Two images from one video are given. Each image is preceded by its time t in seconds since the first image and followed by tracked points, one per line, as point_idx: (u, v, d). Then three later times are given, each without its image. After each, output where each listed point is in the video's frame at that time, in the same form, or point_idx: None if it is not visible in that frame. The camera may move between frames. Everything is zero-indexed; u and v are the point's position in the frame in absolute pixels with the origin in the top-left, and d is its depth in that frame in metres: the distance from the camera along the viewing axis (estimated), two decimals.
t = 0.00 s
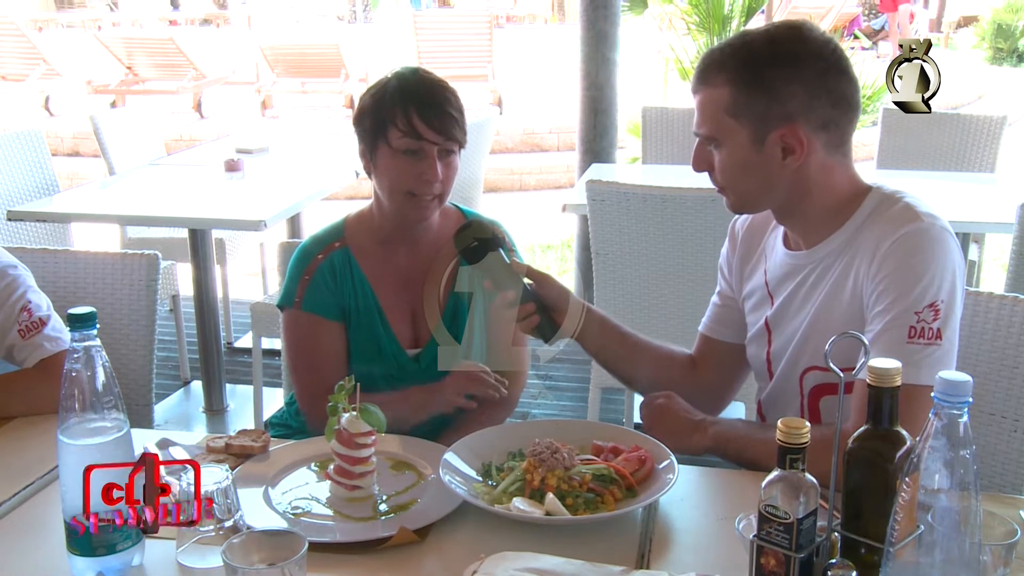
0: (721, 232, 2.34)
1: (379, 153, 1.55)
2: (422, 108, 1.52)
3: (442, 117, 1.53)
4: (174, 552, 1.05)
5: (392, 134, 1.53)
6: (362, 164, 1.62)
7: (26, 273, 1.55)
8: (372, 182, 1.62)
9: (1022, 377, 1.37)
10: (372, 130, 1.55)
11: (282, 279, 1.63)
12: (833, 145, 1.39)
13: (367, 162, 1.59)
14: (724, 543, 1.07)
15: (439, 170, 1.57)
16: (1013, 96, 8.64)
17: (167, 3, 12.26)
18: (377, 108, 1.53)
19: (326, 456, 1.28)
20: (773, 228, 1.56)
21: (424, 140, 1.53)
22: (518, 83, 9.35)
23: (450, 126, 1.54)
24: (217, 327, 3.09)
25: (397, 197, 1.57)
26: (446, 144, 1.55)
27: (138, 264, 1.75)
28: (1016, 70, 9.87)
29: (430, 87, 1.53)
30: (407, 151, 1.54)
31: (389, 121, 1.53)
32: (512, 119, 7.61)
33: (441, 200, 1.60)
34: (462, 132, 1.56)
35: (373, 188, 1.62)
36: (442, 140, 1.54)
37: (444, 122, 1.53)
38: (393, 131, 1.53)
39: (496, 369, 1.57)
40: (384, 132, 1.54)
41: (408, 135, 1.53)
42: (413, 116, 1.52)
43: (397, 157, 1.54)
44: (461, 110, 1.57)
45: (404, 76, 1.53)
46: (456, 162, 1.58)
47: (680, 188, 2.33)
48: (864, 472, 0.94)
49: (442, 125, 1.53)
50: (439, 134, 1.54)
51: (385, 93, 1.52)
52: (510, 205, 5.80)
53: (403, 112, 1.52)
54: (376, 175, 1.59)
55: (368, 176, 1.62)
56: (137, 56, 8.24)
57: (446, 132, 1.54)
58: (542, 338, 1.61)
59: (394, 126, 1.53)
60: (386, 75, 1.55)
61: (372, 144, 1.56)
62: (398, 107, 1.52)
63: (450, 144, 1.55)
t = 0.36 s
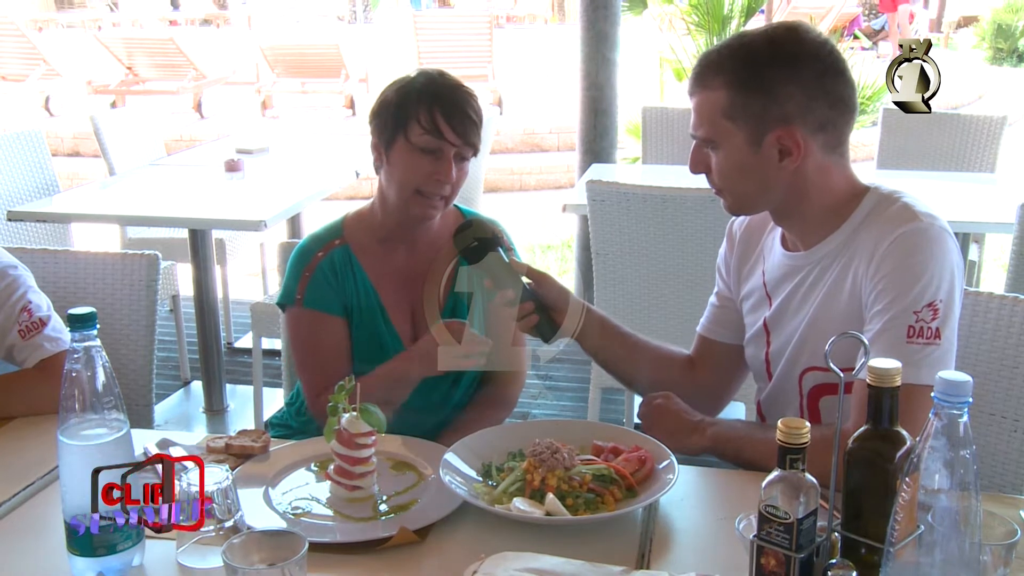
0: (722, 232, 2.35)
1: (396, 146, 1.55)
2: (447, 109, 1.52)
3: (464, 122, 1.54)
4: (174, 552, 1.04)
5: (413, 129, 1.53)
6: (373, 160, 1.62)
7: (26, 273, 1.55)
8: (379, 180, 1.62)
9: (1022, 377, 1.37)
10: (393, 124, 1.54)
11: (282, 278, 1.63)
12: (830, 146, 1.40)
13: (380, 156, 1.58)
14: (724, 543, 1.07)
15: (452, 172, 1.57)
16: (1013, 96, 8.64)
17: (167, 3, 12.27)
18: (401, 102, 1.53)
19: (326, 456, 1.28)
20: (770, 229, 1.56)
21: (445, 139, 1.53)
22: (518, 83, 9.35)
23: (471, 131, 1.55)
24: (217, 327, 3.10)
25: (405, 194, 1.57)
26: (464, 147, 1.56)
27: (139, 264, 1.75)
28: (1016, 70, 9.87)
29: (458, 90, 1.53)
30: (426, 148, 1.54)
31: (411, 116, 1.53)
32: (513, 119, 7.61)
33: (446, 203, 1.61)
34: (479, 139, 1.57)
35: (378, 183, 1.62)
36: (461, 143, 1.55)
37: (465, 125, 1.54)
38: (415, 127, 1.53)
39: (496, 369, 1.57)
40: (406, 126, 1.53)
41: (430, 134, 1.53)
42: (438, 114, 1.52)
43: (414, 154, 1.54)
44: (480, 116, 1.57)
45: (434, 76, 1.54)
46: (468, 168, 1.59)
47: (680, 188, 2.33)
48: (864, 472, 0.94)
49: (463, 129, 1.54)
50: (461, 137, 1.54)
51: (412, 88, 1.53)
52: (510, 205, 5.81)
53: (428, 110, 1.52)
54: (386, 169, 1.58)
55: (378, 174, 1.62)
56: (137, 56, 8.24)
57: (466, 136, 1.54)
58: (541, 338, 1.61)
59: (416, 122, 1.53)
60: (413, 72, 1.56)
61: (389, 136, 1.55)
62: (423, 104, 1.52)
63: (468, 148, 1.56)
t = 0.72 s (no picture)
0: (721, 232, 2.35)
1: (398, 148, 1.56)
2: (445, 108, 1.53)
3: (465, 121, 1.54)
4: (171, 553, 1.05)
5: (413, 131, 1.54)
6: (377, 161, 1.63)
7: (26, 273, 1.55)
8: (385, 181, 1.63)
9: (1021, 376, 1.37)
10: (394, 125, 1.55)
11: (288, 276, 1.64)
12: (822, 152, 1.40)
13: (383, 157, 1.59)
14: (724, 543, 1.07)
15: (454, 171, 1.57)
16: (1013, 96, 8.65)
17: (167, 3, 12.27)
18: (401, 104, 1.54)
19: (326, 457, 1.28)
20: (768, 232, 1.56)
21: (445, 139, 1.54)
22: (518, 83, 9.35)
23: (471, 129, 1.55)
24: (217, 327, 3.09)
25: (409, 195, 1.58)
26: (465, 147, 1.56)
27: (138, 264, 1.75)
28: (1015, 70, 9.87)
29: (457, 88, 1.54)
30: (426, 149, 1.54)
31: (410, 118, 1.53)
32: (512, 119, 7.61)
33: (454, 200, 1.60)
34: (481, 138, 1.57)
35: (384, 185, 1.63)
36: (463, 142, 1.55)
37: (466, 124, 1.54)
38: (414, 128, 1.54)
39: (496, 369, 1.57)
40: (406, 129, 1.54)
41: (429, 134, 1.53)
42: (436, 114, 1.53)
43: (415, 155, 1.55)
44: (482, 115, 1.58)
45: (434, 75, 1.54)
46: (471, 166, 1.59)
47: (680, 188, 2.34)
48: (864, 472, 0.94)
49: (463, 128, 1.54)
50: (461, 137, 1.55)
51: (411, 89, 1.53)
52: (510, 205, 5.81)
53: (426, 110, 1.53)
54: (390, 171, 1.59)
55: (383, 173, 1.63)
56: (136, 56, 8.24)
57: (467, 135, 1.55)
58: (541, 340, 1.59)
59: (415, 123, 1.54)
60: (412, 73, 1.56)
61: (391, 138, 1.56)
62: (421, 105, 1.53)
63: (469, 147, 1.56)
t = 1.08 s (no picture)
0: (721, 232, 2.35)
1: (393, 153, 1.56)
2: (433, 109, 1.52)
3: (454, 118, 1.53)
4: (170, 553, 1.05)
5: (404, 135, 1.54)
6: (377, 163, 1.63)
7: (26, 273, 1.55)
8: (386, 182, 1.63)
9: (1021, 376, 1.37)
10: (386, 129, 1.55)
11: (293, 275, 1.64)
12: (819, 151, 1.39)
13: (382, 162, 1.60)
14: (723, 542, 1.07)
15: (450, 170, 1.57)
16: (1013, 96, 8.65)
17: (167, 3, 12.27)
18: (390, 107, 1.54)
19: (326, 457, 1.28)
20: (768, 232, 1.56)
21: (436, 140, 1.53)
22: (517, 83, 9.36)
23: (462, 126, 1.54)
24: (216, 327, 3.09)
25: (410, 195, 1.58)
26: (457, 144, 1.55)
27: (137, 264, 1.75)
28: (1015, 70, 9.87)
29: (444, 87, 1.52)
30: (418, 152, 1.54)
31: (401, 123, 1.54)
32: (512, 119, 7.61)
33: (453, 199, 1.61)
34: (475, 133, 1.56)
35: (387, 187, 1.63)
36: (453, 141, 1.54)
37: (456, 122, 1.53)
38: (405, 132, 1.54)
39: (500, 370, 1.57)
40: (397, 134, 1.54)
41: (419, 137, 1.53)
42: (424, 117, 1.52)
43: (409, 158, 1.55)
44: (474, 112, 1.56)
45: (418, 75, 1.53)
46: (468, 162, 1.58)
47: (678, 188, 2.34)
48: (863, 472, 0.94)
49: (453, 126, 1.53)
50: (452, 136, 1.54)
51: (399, 93, 1.53)
52: (510, 205, 5.81)
53: (414, 113, 1.52)
54: (389, 174, 1.60)
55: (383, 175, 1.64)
56: (136, 56, 8.24)
57: (458, 133, 1.54)
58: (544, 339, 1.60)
59: (405, 128, 1.54)
60: (402, 73, 1.55)
61: (386, 143, 1.56)
62: (408, 108, 1.52)
63: (461, 145, 1.55)
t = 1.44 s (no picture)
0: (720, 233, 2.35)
1: (386, 156, 1.56)
2: (420, 107, 1.52)
3: (442, 113, 1.53)
4: (170, 553, 1.05)
5: (395, 137, 1.54)
6: (371, 167, 1.63)
7: (26, 273, 1.55)
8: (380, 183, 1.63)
9: (1020, 376, 1.37)
10: (376, 133, 1.56)
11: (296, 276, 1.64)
12: (807, 145, 1.39)
13: (375, 165, 1.60)
14: (723, 542, 1.07)
15: (445, 167, 1.57)
16: (1013, 96, 8.65)
17: (167, 3, 12.27)
18: (377, 112, 1.54)
19: (326, 457, 1.28)
20: (759, 230, 1.56)
21: (427, 139, 1.54)
22: (517, 83, 9.36)
23: (450, 120, 1.54)
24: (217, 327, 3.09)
25: (407, 194, 1.57)
26: (450, 140, 1.55)
27: (137, 264, 1.75)
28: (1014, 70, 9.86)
29: (428, 84, 1.53)
30: (411, 152, 1.54)
31: (390, 126, 1.54)
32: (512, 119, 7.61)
33: (451, 194, 1.60)
34: (465, 127, 1.56)
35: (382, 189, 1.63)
36: (445, 137, 1.55)
37: (445, 118, 1.53)
38: (395, 134, 1.54)
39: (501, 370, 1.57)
40: (388, 136, 1.54)
41: (410, 137, 1.53)
42: (413, 117, 1.52)
43: (402, 160, 1.55)
44: (464, 109, 1.57)
45: (400, 75, 1.53)
46: (462, 158, 1.58)
47: (678, 189, 2.33)
48: (863, 473, 0.94)
49: (442, 122, 1.53)
50: (443, 132, 1.54)
51: (383, 95, 1.53)
52: (510, 205, 5.81)
53: (402, 115, 1.52)
54: (385, 179, 1.60)
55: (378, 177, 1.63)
56: (136, 56, 8.24)
57: (449, 128, 1.54)
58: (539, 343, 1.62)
59: (396, 130, 1.54)
60: (387, 75, 1.56)
61: (378, 148, 1.57)
62: (397, 111, 1.53)
63: (453, 139, 1.55)
